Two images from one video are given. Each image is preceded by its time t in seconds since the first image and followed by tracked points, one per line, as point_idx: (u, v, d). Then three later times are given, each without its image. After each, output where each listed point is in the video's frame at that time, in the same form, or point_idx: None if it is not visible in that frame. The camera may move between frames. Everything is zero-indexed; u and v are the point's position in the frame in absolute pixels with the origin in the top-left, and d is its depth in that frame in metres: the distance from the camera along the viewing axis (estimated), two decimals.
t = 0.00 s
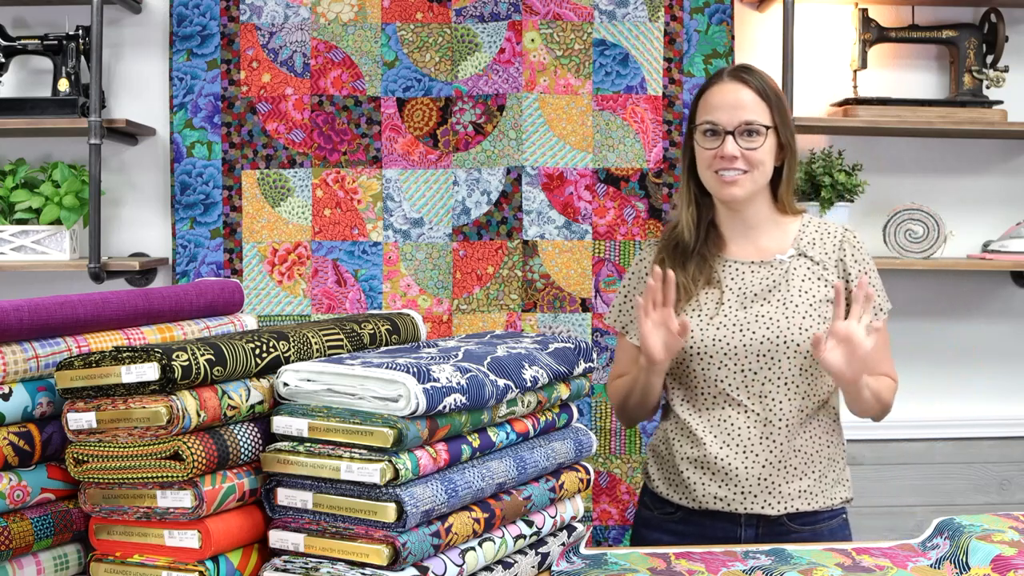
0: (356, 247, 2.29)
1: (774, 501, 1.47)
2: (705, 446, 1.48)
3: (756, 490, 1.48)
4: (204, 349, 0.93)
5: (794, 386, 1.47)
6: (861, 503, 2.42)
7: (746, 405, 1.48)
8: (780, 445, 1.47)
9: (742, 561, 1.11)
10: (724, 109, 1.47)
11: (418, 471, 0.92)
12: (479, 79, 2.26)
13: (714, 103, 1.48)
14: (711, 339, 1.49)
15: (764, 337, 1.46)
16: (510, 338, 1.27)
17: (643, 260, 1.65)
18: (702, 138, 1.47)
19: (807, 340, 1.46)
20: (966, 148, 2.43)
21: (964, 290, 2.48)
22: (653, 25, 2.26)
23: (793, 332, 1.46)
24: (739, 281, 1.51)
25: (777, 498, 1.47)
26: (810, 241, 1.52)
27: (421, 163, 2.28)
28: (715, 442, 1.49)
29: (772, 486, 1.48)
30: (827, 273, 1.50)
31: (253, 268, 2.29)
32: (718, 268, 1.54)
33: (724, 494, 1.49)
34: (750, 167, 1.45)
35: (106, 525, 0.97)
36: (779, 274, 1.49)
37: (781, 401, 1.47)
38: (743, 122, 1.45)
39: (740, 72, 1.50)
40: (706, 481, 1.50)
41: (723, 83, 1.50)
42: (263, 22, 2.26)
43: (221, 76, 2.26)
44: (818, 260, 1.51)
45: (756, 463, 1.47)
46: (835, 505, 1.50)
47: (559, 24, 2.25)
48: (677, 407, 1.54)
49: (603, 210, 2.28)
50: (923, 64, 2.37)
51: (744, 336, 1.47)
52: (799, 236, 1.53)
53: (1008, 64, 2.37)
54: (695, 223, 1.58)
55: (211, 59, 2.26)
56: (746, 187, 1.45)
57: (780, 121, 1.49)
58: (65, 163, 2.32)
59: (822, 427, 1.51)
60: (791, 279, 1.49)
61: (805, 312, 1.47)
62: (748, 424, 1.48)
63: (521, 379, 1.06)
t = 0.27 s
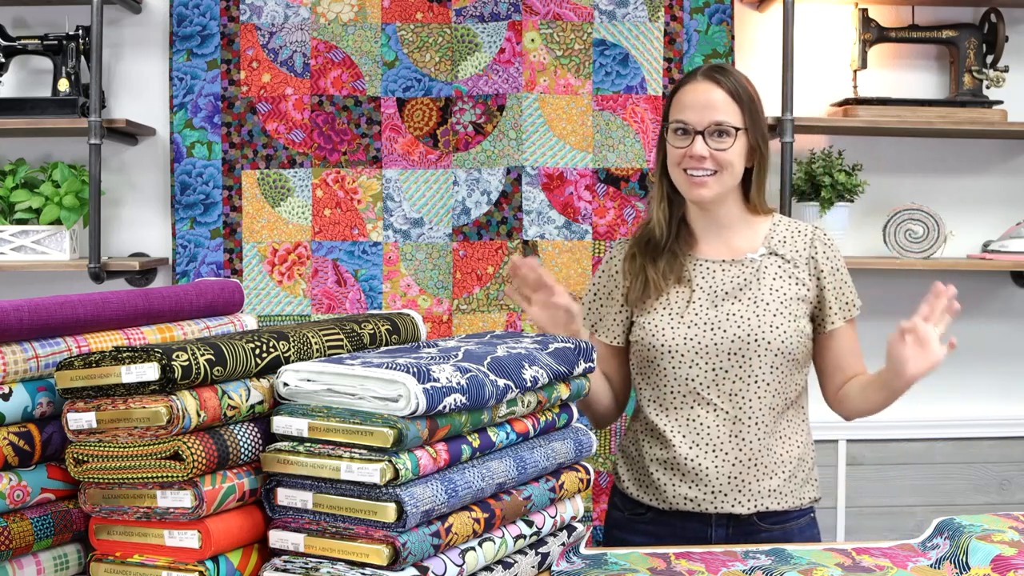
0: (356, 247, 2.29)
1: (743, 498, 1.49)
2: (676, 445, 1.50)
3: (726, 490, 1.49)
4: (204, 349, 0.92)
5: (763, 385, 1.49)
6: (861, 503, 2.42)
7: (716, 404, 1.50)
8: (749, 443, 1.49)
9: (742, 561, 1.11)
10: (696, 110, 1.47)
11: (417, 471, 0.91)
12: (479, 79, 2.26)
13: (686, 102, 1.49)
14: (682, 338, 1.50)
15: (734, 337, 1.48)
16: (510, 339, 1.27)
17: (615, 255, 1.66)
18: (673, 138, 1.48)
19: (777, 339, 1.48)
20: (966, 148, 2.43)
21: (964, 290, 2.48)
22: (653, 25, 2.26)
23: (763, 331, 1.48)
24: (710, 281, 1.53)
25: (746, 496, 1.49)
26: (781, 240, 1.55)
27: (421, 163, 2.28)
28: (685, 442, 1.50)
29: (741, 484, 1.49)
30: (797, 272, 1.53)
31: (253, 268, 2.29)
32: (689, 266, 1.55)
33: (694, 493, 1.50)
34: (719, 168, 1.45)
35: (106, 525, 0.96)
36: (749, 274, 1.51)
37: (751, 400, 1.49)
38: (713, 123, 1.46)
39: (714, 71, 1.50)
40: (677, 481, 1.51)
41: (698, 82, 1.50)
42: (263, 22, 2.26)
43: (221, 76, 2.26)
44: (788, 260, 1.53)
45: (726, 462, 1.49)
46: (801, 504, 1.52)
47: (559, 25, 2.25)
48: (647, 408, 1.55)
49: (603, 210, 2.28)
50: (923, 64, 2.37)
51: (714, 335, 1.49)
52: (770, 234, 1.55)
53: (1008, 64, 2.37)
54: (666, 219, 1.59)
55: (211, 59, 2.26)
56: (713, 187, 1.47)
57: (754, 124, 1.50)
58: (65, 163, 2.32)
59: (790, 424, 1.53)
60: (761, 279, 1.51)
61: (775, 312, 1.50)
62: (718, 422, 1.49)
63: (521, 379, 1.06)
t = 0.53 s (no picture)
0: (356, 247, 2.29)
1: (721, 504, 1.46)
2: (653, 449, 1.47)
3: (703, 493, 1.46)
4: (204, 349, 0.92)
5: (743, 391, 1.47)
6: (861, 503, 2.42)
7: (694, 410, 1.47)
8: (728, 449, 1.46)
9: (741, 561, 1.11)
10: (683, 122, 1.43)
11: (418, 471, 0.91)
12: (479, 79, 2.26)
13: (671, 113, 1.45)
14: (661, 342, 1.47)
15: (714, 342, 1.46)
16: (510, 339, 1.27)
17: (593, 262, 1.64)
18: (659, 149, 1.44)
19: (758, 345, 1.46)
20: (966, 148, 2.43)
21: (964, 290, 2.48)
22: (653, 25, 2.26)
23: (744, 337, 1.46)
24: (690, 285, 1.51)
25: (724, 502, 1.46)
26: (762, 247, 1.54)
27: (421, 163, 2.28)
28: (662, 446, 1.47)
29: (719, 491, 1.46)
30: (778, 279, 1.52)
31: (253, 268, 2.29)
32: (669, 272, 1.54)
33: (671, 498, 1.47)
34: (708, 179, 1.42)
35: (106, 524, 0.96)
36: (730, 279, 1.50)
37: (730, 405, 1.46)
38: (702, 134, 1.42)
39: (695, 79, 1.47)
40: (654, 485, 1.48)
41: (681, 93, 1.47)
42: (263, 22, 2.26)
43: (221, 76, 2.26)
44: (769, 266, 1.52)
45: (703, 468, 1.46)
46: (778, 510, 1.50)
47: (559, 25, 2.25)
48: (624, 411, 1.52)
49: (603, 210, 2.28)
50: (923, 63, 2.37)
51: (694, 340, 1.46)
52: (750, 241, 1.54)
53: (1008, 64, 2.37)
54: (647, 227, 1.57)
55: (211, 59, 2.26)
56: (704, 199, 1.43)
57: (738, 132, 1.48)
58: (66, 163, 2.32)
59: (768, 431, 1.51)
60: (742, 285, 1.50)
61: (756, 317, 1.48)
62: (696, 427, 1.46)
63: (521, 379, 1.06)
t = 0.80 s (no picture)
0: (356, 247, 2.29)
1: (710, 506, 1.46)
2: (642, 450, 1.46)
3: (693, 495, 1.46)
4: (204, 349, 0.92)
5: (731, 392, 1.46)
6: (860, 503, 2.42)
7: (683, 411, 1.46)
8: (716, 450, 1.46)
9: (741, 562, 1.11)
10: (672, 121, 1.43)
11: (418, 470, 0.91)
12: (479, 79, 2.26)
13: (660, 112, 1.45)
14: (650, 343, 1.47)
15: (703, 342, 1.45)
16: (510, 339, 1.27)
17: (581, 261, 1.63)
18: (647, 148, 1.43)
19: (746, 345, 1.46)
20: (966, 148, 2.43)
21: (964, 289, 2.48)
22: (653, 26, 2.26)
23: (732, 338, 1.46)
24: (678, 286, 1.50)
25: (712, 504, 1.46)
26: (749, 248, 1.54)
27: (421, 163, 2.28)
28: (650, 448, 1.47)
29: (708, 492, 1.46)
30: (765, 280, 1.52)
31: (253, 268, 2.29)
32: (657, 272, 1.53)
33: (660, 500, 1.47)
34: (697, 178, 1.42)
35: (106, 524, 0.96)
36: (717, 280, 1.50)
37: (718, 406, 1.46)
38: (691, 133, 1.42)
39: (685, 79, 1.48)
40: (642, 487, 1.48)
41: (670, 92, 1.47)
42: (263, 22, 2.26)
43: (221, 76, 2.26)
44: (757, 266, 1.52)
45: (692, 469, 1.46)
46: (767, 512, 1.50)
47: (559, 25, 2.25)
48: (612, 413, 1.51)
49: (603, 210, 2.28)
50: (923, 63, 2.37)
51: (683, 341, 1.46)
52: (737, 242, 1.55)
53: (1008, 64, 2.37)
54: (635, 226, 1.57)
55: (211, 59, 2.26)
56: (691, 198, 1.43)
57: (726, 132, 1.49)
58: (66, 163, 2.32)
59: (756, 432, 1.51)
60: (730, 285, 1.50)
61: (744, 318, 1.48)
62: (685, 429, 1.46)
63: (521, 379, 1.06)
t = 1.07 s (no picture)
0: (356, 247, 2.29)
1: (703, 506, 1.46)
2: (634, 451, 1.46)
3: (686, 495, 1.46)
4: (204, 349, 0.92)
5: (723, 392, 1.46)
6: (860, 503, 2.42)
7: (675, 411, 1.46)
8: (709, 449, 1.46)
9: (741, 562, 1.11)
10: (667, 124, 1.43)
11: (418, 471, 0.91)
12: (479, 79, 2.26)
13: (655, 115, 1.44)
14: (642, 343, 1.47)
15: (694, 342, 1.45)
16: (510, 339, 1.27)
17: (574, 262, 1.64)
18: (642, 152, 1.43)
19: (738, 345, 1.46)
20: (966, 148, 2.43)
21: (964, 289, 2.48)
22: (653, 25, 2.26)
23: (724, 338, 1.46)
24: (670, 286, 1.51)
25: (706, 504, 1.46)
26: (741, 247, 1.54)
27: (421, 163, 2.28)
28: (643, 448, 1.47)
29: (701, 492, 1.46)
30: (757, 279, 1.52)
31: (253, 268, 2.29)
32: (649, 273, 1.54)
33: (653, 501, 1.47)
34: (691, 183, 1.42)
35: (106, 524, 0.96)
36: (709, 280, 1.50)
37: (711, 406, 1.46)
38: (686, 137, 1.42)
39: (680, 82, 1.47)
40: (636, 488, 1.48)
41: (665, 95, 1.46)
42: (263, 22, 2.26)
43: (221, 76, 2.26)
44: (749, 266, 1.52)
45: (685, 469, 1.46)
46: (762, 512, 1.50)
47: (559, 25, 2.25)
48: (604, 413, 1.51)
49: (603, 210, 2.28)
50: (923, 63, 2.37)
51: (674, 341, 1.46)
52: (729, 242, 1.55)
53: (1008, 64, 2.37)
54: (626, 228, 1.58)
55: (211, 59, 2.26)
56: (685, 202, 1.44)
57: (720, 135, 1.49)
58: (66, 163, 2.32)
59: (750, 432, 1.51)
60: (721, 285, 1.50)
61: (736, 317, 1.48)
62: (677, 429, 1.46)
63: (521, 379, 1.06)
